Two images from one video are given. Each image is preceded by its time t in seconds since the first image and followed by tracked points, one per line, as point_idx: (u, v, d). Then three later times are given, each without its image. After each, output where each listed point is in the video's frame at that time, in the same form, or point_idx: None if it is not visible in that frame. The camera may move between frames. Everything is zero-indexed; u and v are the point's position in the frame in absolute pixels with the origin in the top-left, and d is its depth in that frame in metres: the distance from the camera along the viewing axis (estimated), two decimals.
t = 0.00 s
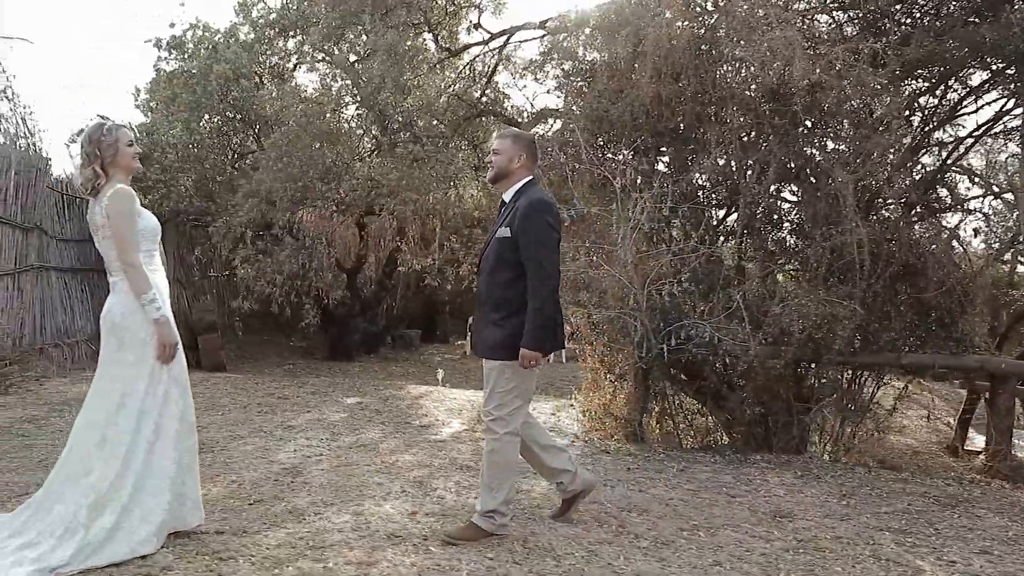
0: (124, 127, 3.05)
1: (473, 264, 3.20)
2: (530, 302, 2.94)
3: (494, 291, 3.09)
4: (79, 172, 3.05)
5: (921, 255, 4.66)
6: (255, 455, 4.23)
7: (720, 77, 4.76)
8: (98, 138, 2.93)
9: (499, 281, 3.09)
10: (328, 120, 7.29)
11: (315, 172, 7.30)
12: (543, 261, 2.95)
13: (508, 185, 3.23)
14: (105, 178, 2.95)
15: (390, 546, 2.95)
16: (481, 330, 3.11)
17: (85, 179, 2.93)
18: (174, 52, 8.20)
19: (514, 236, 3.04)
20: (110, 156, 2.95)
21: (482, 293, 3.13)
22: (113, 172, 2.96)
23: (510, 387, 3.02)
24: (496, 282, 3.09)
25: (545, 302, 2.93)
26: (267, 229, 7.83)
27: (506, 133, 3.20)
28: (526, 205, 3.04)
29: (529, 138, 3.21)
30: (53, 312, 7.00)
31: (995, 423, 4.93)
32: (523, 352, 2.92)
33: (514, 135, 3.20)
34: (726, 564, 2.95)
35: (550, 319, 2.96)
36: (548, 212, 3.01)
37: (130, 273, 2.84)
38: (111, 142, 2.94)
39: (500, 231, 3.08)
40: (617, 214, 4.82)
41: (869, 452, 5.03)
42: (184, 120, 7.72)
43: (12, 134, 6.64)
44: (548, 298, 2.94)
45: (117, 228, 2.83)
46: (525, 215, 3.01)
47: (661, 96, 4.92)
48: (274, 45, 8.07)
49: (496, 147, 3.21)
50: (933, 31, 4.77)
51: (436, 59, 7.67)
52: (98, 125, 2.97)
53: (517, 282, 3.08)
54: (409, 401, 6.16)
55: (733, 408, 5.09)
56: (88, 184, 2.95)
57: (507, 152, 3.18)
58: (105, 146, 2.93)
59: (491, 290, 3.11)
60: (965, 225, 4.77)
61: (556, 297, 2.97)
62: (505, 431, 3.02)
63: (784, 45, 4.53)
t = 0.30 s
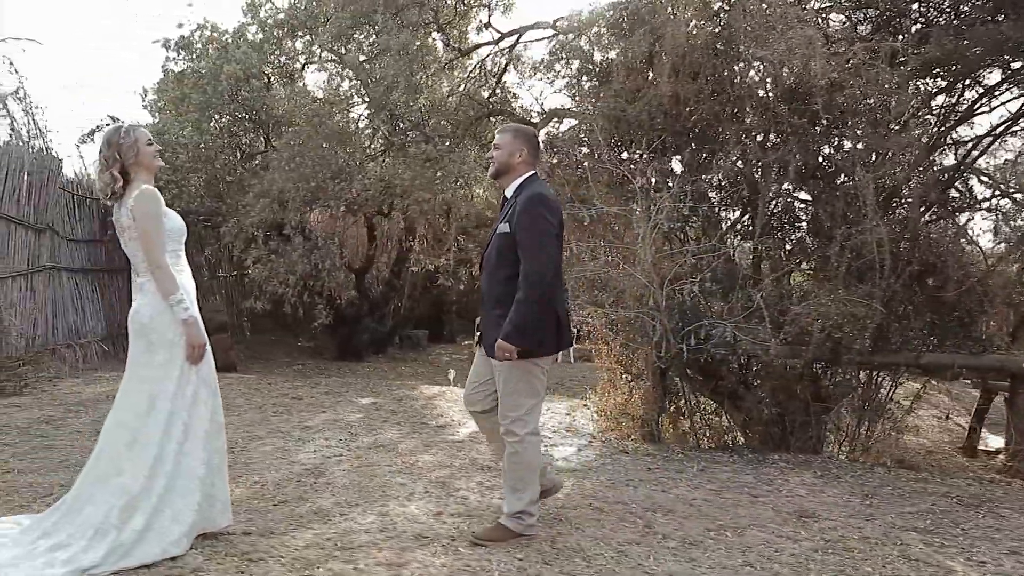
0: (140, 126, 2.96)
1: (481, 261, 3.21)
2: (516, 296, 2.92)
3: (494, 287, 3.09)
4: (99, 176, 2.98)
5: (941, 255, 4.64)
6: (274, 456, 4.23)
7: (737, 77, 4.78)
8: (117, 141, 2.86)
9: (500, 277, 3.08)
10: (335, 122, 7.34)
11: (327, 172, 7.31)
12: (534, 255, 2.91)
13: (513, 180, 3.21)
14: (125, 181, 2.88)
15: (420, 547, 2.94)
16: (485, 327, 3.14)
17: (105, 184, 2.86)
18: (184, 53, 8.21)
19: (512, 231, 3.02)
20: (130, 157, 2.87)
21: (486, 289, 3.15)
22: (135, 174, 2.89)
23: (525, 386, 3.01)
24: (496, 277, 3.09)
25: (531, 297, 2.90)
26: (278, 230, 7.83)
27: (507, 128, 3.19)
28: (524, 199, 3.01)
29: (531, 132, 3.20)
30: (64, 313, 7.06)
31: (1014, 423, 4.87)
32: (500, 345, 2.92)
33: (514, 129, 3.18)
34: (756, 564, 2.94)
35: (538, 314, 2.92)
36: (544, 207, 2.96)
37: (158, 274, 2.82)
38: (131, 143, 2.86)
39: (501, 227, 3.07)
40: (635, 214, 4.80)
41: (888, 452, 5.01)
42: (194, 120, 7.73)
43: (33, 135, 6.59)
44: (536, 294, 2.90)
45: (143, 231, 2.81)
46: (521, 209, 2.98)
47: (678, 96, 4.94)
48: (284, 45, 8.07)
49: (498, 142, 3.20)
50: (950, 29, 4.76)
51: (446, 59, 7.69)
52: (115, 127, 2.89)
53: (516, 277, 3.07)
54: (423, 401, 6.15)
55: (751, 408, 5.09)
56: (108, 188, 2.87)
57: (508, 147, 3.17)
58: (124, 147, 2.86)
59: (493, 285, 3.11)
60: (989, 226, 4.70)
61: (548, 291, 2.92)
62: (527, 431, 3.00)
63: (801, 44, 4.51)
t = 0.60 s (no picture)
0: (163, 125, 2.93)
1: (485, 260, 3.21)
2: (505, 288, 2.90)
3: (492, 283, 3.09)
4: (123, 176, 2.96)
5: (962, 253, 4.60)
6: (294, 456, 4.22)
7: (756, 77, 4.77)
8: (141, 142, 2.83)
9: (500, 276, 3.08)
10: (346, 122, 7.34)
11: (340, 172, 7.32)
12: (527, 250, 2.89)
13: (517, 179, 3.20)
14: (150, 182, 2.85)
15: (448, 548, 2.94)
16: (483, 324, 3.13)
17: (130, 186, 2.84)
18: (194, 54, 8.22)
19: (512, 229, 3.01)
20: (155, 157, 2.85)
21: (488, 288, 3.14)
22: (161, 173, 2.86)
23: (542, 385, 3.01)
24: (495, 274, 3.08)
25: (523, 292, 2.87)
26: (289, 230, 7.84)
27: (508, 126, 3.19)
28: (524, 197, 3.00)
29: (532, 129, 3.19)
30: (76, 314, 7.08)
31: None
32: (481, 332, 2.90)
33: (515, 127, 3.18)
34: (785, 565, 2.93)
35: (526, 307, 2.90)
36: (542, 203, 2.94)
37: (185, 273, 2.81)
38: (155, 143, 2.83)
39: (501, 224, 3.06)
40: (654, 214, 4.81)
41: (906, 451, 5.00)
42: (205, 121, 7.74)
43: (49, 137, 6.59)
44: (529, 288, 2.87)
45: (172, 231, 2.79)
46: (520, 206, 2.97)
47: (696, 95, 4.93)
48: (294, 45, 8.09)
49: (499, 140, 3.20)
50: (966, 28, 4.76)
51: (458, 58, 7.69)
52: (138, 128, 2.85)
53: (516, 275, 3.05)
54: (438, 401, 6.15)
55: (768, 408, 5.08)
56: (132, 190, 2.85)
57: (509, 144, 3.16)
58: (149, 148, 2.83)
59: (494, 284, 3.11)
60: (1007, 225, 4.69)
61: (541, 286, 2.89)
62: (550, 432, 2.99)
63: (817, 44, 4.56)
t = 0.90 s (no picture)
0: (188, 125, 2.94)
1: (481, 261, 3.17)
2: (502, 289, 2.87)
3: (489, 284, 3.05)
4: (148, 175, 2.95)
5: (980, 253, 4.59)
6: (313, 456, 4.22)
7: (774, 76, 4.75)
8: (167, 141, 2.83)
9: (497, 277, 3.04)
10: (356, 122, 7.34)
11: (352, 172, 7.32)
12: (526, 251, 2.86)
13: (514, 181, 3.16)
14: (177, 181, 2.85)
15: (475, 548, 2.94)
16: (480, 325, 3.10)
17: (157, 185, 2.83)
18: (204, 54, 8.24)
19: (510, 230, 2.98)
20: (182, 156, 2.85)
21: (484, 289, 3.10)
22: (188, 172, 2.86)
23: (548, 385, 2.96)
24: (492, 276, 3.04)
25: (519, 293, 2.83)
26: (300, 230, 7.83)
27: (505, 128, 3.14)
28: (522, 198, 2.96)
29: (530, 132, 3.13)
30: (87, 314, 7.08)
31: None
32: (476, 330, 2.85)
33: (513, 130, 3.13)
34: (813, 565, 2.93)
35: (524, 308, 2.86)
36: (541, 204, 2.91)
37: (212, 273, 2.82)
38: (181, 142, 2.84)
39: (500, 226, 3.03)
40: (672, 214, 4.83)
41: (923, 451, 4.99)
42: (215, 121, 7.75)
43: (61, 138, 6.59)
44: (526, 290, 2.84)
45: (200, 230, 2.80)
46: (519, 208, 2.93)
47: (713, 94, 4.93)
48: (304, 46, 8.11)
49: (496, 142, 3.16)
50: (984, 27, 4.72)
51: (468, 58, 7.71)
52: (163, 127, 2.85)
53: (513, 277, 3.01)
54: (450, 401, 6.14)
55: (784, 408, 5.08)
56: (160, 189, 2.85)
57: (507, 146, 3.12)
58: (175, 147, 2.83)
59: (491, 285, 3.07)
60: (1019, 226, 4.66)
61: (539, 288, 2.85)
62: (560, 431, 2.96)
63: (836, 44, 4.52)
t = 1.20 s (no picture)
0: (214, 124, 2.93)
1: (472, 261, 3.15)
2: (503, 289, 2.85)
3: (484, 285, 3.03)
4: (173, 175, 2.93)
5: (999, 253, 4.53)
6: (331, 457, 4.21)
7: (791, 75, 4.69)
8: (195, 141, 2.81)
9: (492, 277, 3.02)
10: (368, 122, 7.34)
11: (364, 173, 7.32)
12: (525, 253, 2.85)
13: (506, 181, 3.15)
14: (205, 181, 2.84)
15: (501, 549, 2.93)
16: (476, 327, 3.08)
17: (185, 185, 2.82)
18: (214, 54, 8.24)
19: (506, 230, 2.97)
20: (210, 156, 2.84)
21: (475, 289, 3.08)
22: (215, 172, 2.85)
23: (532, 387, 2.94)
24: (487, 277, 3.03)
25: (521, 293, 2.83)
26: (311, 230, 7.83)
27: (499, 129, 3.13)
28: (517, 199, 2.96)
29: (523, 132, 3.13)
30: (99, 314, 7.08)
31: None
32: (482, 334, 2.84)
33: (507, 130, 3.12)
34: (839, 565, 2.91)
35: (525, 311, 2.86)
36: (537, 205, 2.91)
37: (240, 274, 2.82)
38: (209, 142, 2.83)
39: (494, 226, 3.01)
40: (689, 214, 4.81)
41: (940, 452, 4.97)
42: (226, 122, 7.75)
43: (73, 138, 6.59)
44: (527, 290, 2.83)
45: (228, 231, 2.80)
46: (516, 208, 2.93)
47: (730, 93, 4.85)
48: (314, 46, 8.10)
49: (489, 141, 3.14)
50: (1003, 25, 4.68)
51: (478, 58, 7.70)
52: (190, 126, 2.84)
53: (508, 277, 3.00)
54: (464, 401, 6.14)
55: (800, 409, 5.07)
56: (188, 189, 2.83)
57: (501, 146, 3.11)
58: (203, 146, 2.82)
59: (484, 285, 3.05)
60: None
61: (539, 289, 2.85)
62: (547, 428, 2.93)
63: (854, 43, 4.52)
